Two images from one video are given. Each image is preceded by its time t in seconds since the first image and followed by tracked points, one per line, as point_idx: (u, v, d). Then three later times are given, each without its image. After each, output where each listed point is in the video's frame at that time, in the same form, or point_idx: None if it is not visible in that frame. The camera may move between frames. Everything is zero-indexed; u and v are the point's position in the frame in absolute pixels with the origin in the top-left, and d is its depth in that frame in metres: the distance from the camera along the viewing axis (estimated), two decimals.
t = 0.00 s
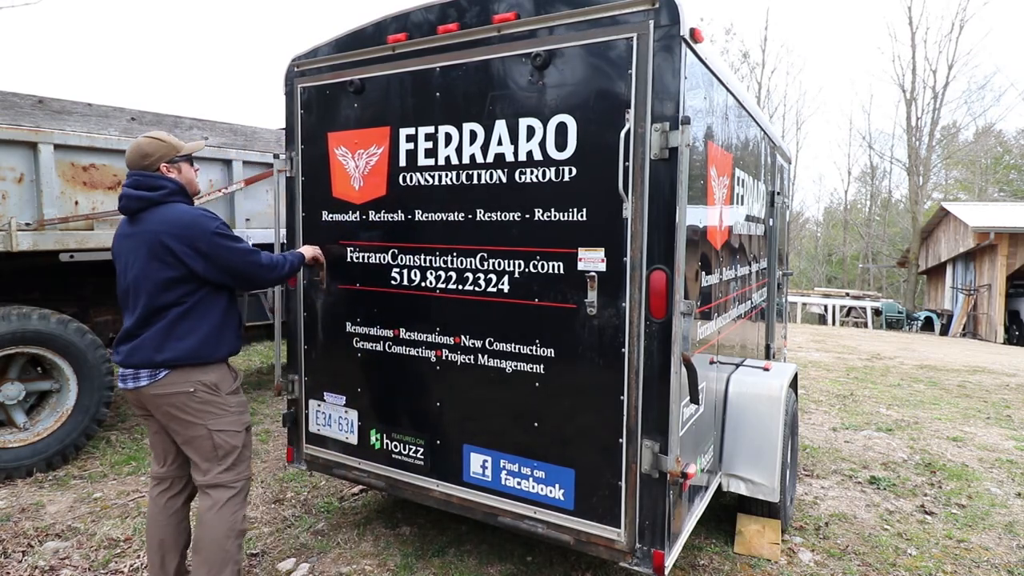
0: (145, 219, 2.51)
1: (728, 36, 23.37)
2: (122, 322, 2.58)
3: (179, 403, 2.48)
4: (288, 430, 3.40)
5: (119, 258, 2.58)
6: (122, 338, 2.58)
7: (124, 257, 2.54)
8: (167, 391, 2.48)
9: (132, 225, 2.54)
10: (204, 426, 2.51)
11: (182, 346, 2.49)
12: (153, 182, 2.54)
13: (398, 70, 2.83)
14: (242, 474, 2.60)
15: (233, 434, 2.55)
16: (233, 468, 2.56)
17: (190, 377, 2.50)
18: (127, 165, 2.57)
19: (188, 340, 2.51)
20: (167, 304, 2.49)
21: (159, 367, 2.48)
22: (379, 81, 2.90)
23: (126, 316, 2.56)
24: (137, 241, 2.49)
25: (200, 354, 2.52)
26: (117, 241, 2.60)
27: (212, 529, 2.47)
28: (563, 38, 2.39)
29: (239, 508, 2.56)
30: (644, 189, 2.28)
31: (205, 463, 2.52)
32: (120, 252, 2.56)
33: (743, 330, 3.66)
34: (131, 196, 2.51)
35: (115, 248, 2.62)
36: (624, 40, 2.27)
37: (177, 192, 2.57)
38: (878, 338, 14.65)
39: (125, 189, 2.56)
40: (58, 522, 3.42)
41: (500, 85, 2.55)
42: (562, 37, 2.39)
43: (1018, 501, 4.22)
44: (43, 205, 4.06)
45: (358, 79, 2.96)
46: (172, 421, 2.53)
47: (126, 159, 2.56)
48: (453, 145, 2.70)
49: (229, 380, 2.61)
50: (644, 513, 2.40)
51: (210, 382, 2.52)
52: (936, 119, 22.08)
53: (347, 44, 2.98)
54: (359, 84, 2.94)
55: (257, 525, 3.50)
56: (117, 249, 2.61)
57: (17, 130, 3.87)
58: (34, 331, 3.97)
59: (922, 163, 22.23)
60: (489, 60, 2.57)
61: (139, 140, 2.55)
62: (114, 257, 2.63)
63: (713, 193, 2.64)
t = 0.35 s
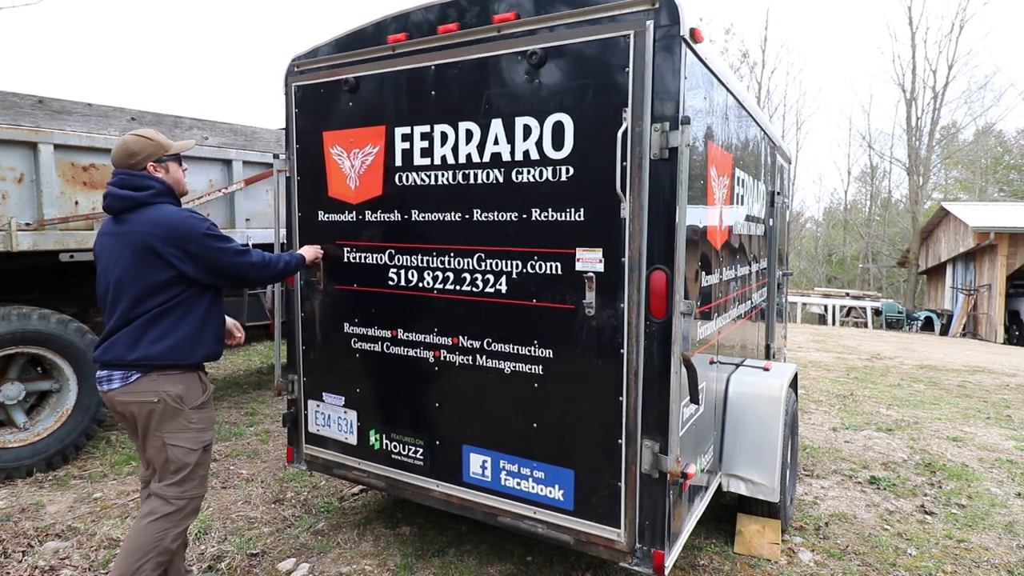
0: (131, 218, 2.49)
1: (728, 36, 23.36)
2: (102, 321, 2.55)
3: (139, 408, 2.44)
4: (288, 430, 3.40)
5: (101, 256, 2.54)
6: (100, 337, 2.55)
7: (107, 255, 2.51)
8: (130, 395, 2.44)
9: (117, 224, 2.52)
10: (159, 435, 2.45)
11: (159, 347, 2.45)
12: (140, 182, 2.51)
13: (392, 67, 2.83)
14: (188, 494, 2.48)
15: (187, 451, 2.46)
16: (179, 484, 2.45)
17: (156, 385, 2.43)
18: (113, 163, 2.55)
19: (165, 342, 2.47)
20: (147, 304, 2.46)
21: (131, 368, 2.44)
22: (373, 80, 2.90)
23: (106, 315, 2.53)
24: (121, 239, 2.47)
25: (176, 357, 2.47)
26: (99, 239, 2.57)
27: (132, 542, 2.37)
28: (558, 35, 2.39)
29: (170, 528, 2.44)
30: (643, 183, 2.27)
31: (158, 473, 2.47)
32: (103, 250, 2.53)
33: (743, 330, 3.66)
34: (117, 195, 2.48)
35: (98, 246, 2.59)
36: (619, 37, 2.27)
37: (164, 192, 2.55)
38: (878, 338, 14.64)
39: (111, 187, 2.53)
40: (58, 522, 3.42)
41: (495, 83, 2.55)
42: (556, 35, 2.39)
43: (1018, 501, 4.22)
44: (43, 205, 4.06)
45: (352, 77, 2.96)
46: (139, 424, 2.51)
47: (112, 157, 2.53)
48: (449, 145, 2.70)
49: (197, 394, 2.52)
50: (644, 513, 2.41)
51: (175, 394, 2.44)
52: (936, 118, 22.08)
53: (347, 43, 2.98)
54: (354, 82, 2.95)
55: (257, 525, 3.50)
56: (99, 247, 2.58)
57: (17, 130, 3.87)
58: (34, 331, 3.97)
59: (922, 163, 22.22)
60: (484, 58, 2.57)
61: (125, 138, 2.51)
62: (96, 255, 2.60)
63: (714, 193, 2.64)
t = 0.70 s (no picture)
0: (113, 219, 2.46)
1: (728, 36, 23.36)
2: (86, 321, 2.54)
3: (123, 415, 2.44)
4: (287, 430, 3.41)
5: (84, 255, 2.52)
6: (83, 337, 2.54)
7: (90, 256, 2.49)
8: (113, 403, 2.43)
9: (99, 224, 2.49)
10: (144, 442, 2.45)
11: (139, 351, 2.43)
12: (123, 181, 2.47)
13: (370, 62, 2.78)
14: (177, 499, 2.50)
15: (174, 457, 2.46)
16: (167, 490, 2.46)
17: (139, 390, 2.43)
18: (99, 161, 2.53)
19: (146, 345, 2.45)
20: (129, 308, 2.45)
21: (112, 370, 2.43)
22: (352, 74, 2.86)
23: (89, 316, 2.52)
24: (103, 241, 2.45)
25: (156, 361, 2.45)
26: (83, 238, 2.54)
27: (124, 552, 2.37)
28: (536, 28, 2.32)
29: (161, 535, 2.45)
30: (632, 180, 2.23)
31: (143, 480, 2.47)
32: (87, 249, 2.51)
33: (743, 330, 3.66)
34: (98, 194, 2.45)
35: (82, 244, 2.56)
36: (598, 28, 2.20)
37: (148, 192, 2.51)
38: (878, 338, 14.64)
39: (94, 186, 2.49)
40: (58, 522, 3.42)
41: (476, 78, 2.49)
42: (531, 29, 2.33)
43: (1018, 501, 4.22)
44: (43, 205, 4.07)
45: (329, 72, 2.92)
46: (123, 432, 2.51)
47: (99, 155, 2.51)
48: (433, 143, 2.66)
49: (183, 397, 2.53)
50: (644, 513, 2.42)
51: (160, 399, 2.45)
52: (936, 118, 22.08)
53: (347, 44, 2.98)
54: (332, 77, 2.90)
55: (257, 525, 3.50)
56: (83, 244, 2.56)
57: (17, 130, 3.88)
58: (34, 331, 3.97)
59: (922, 163, 22.22)
60: (462, 51, 2.50)
61: (112, 137, 2.49)
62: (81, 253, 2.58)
63: (713, 193, 2.64)
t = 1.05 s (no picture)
0: (73, 223, 2.38)
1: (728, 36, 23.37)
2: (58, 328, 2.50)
3: (89, 428, 2.39)
4: (287, 431, 3.42)
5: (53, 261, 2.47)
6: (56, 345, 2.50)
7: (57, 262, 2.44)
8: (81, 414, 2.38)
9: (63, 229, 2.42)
10: (111, 455, 2.40)
11: (103, 360, 2.37)
12: (81, 182, 2.38)
13: (336, 57, 2.58)
14: (148, 511, 2.44)
15: (141, 471, 2.40)
16: (137, 503, 2.41)
17: (103, 403, 2.37)
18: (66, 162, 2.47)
19: (111, 355, 2.38)
20: (93, 316, 2.39)
21: (79, 380, 2.38)
22: (316, 70, 2.66)
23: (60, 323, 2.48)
24: (65, 246, 2.38)
25: (122, 370, 2.38)
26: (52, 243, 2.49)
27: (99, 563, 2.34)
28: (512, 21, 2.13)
29: (136, 547, 2.41)
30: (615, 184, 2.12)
31: (115, 492, 2.42)
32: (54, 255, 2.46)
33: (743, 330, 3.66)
34: (57, 198, 2.37)
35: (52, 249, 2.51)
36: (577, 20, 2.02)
37: (108, 193, 2.42)
38: (878, 338, 14.64)
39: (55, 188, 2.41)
40: (58, 522, 3.42)
41: (449, 76, 2.33)
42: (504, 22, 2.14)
43: (1018, 501, 4.22)
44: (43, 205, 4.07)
45: (292, 69, 2.71)
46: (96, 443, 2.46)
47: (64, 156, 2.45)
48: (407, 144, 2.51)
49: (152, 408, 2.45)
50: (644, 513, 2.43)
51: (125, 412, 2.38)
52: (936, 119, 22.08)
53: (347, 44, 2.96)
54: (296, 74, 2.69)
55: (257, 525, 3.50)
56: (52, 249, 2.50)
57: (17, 130, 3.88)
58: (34, 331, 3.98)
59: (922, 163, 22.21)
60: (432, 47, 2.32)
61: (75, 135, 2.42)
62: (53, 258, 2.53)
63: (713, 193, 2.64)
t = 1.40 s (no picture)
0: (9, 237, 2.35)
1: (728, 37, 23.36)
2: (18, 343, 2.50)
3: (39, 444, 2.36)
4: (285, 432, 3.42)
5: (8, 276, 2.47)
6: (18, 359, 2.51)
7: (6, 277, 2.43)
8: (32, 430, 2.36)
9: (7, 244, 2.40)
10: (61, 472, 2.36)
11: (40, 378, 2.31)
12: (13, 194, 2.32)
13: (279, 58, 2.32)
14: (105, 527, 2.40)
15: (90, 488, 2.35)
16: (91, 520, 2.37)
17: (48, 419, 2.33)
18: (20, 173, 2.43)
19: (49, 373, 2.32)
20: (32, 333, 2.35)
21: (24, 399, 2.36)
22: (261, 73, 2.39)
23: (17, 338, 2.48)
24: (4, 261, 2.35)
25: (61, 390, 2.32)
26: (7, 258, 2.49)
27: None
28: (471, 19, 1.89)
29: (100, 562, 2.41)
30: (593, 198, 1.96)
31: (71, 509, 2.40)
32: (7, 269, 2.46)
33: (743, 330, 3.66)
34: None
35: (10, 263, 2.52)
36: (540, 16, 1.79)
37: (40, 204, 2.34)
38: (878, 338, 14.64)
39: None
40: (58, 522, 3.42)
41: (405, 79, 2.10)
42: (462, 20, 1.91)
43: (1018, 501, 4.22)
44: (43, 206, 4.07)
45: (236, 70, 2.43)
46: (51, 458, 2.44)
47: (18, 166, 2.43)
48: (367, 153, 2.31)
49: (99, 424, 2.38)
50: (644, 514, 2.42)
51: (68, 428, 2.32)
52: (936, 119, 22.06)
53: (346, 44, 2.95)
54: (239, 76, 2.42)
55: (257, 525, 3.50)
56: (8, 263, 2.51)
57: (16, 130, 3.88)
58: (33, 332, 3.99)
59: (921, 163, 22.21)
60: (383, 48, 2.08)
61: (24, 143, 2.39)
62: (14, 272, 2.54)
63: (713, 193, 2.64)
